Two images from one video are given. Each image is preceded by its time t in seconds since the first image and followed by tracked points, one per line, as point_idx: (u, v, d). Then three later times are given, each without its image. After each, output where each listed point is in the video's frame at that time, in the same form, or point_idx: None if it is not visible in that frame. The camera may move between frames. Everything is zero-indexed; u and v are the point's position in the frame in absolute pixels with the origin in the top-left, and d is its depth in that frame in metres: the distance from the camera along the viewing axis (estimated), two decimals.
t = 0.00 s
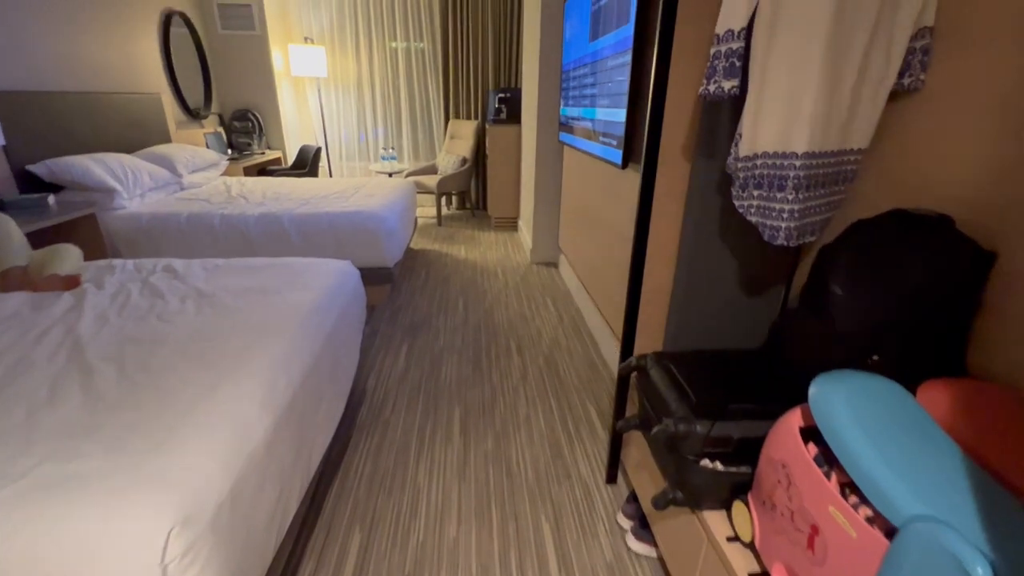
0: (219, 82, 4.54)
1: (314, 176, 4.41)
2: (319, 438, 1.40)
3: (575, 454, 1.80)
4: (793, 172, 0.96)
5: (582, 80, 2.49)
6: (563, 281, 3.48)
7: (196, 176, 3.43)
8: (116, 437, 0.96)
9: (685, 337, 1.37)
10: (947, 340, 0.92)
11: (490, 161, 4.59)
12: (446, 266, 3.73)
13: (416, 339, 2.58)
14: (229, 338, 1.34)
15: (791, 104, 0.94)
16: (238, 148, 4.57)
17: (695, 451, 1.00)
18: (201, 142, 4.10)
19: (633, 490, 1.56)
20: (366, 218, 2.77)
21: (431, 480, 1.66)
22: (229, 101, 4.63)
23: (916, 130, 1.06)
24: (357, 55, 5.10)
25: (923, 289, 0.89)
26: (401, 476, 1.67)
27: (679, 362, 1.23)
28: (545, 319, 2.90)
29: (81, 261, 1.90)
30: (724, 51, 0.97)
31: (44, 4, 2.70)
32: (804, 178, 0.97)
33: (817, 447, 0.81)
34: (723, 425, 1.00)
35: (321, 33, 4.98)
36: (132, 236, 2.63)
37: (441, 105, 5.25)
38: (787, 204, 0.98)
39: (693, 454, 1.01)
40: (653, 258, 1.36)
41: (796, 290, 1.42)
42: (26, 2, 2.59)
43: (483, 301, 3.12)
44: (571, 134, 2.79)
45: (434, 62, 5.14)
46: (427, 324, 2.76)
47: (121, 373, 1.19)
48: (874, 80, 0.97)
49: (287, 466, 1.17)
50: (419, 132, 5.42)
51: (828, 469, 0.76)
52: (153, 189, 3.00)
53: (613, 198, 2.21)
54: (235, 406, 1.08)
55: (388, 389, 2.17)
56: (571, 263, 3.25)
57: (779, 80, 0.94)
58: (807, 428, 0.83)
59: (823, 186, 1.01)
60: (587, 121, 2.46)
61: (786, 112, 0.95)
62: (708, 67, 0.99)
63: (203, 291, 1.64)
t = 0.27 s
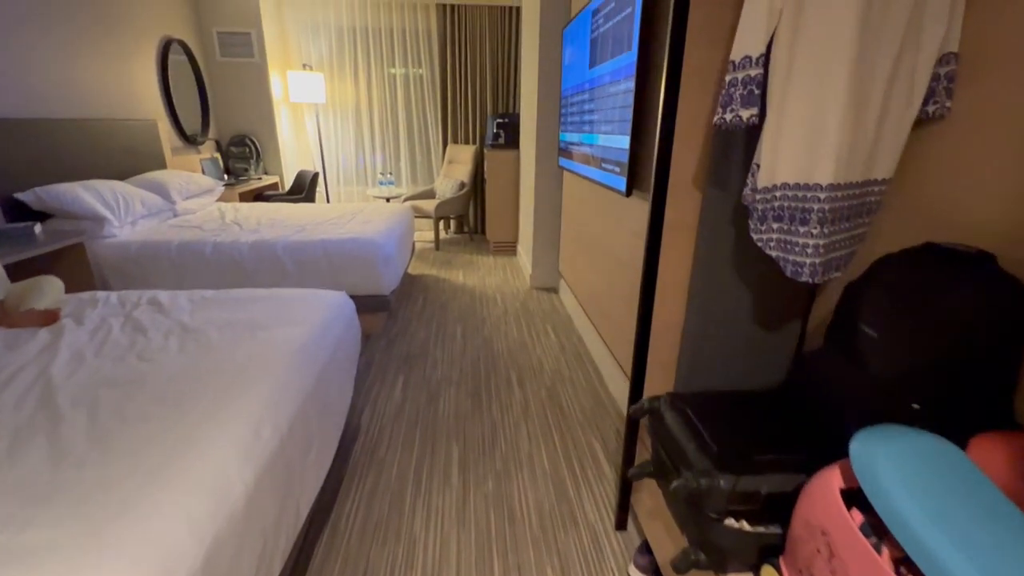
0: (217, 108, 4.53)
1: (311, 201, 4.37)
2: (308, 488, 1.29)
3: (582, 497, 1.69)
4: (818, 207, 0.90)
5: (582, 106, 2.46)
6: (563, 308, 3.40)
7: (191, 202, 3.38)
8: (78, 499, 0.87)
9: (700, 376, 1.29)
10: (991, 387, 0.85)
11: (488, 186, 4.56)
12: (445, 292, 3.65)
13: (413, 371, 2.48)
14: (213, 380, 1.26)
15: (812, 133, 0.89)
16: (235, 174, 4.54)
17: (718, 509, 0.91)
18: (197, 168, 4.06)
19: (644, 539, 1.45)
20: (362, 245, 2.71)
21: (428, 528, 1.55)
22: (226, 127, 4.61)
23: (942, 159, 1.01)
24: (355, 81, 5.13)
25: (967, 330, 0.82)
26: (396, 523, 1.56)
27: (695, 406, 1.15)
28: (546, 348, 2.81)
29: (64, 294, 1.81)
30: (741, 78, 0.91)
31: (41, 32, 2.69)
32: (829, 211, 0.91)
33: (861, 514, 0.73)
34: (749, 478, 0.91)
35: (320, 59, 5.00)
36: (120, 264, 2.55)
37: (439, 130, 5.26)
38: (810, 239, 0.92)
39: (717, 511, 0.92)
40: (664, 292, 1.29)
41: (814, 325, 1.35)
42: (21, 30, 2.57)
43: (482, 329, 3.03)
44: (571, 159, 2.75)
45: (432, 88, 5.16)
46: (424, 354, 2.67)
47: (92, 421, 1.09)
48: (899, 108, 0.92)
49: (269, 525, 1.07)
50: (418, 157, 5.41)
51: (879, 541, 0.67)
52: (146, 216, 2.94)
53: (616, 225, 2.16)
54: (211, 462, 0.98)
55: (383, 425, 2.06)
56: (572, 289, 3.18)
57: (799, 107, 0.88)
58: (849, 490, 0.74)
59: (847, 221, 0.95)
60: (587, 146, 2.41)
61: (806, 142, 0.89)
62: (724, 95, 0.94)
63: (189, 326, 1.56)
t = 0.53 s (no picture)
0: (219, 133, 4.53)
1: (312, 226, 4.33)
2: (302, 544, 1.19)
3: (595, 545, 1.59)
4: (856, 246, 0.83)
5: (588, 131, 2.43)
6: (569, 334, 3.33)
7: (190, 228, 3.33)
8: None
9: (723, 420, 1.21)
10: None
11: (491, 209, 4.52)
12: (447, 318, 3.57)
13: (415, 403, 2.39)
14: (202, 426, 1.17)
15: (847, 168, 0.83)
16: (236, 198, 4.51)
17: None
18: (198, 193, 4.03)
19: None
20: (363, 272, 2.64)
21: None
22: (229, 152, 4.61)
23: (982, 193, 0.95)
24: (358, 105, 5.14)
25: None
26: None
27: (720, 458, 1.07)
28: (553, 378, 2.72)
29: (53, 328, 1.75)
30: (769, 110, 0.86)
31: (43, 60, 2.68)
32: (868, 252, 0.84)
33: None
34: (786, 547, 0.83)
35: (323, 84, 5.03)
36: (116, 294, 2.49)
37: (442, 154, 5.26)
38: (848, 280, 0.85)
39: None
40: (682, 330, 1.22)
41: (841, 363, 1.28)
42: (24, 59, 2.56)
43: (486, 357, 2.95)
44: (576, 184, 2.71)
45: (435, 112, 5.18)
46: (426, 385, 2.58)
47: (68, 476, 1.00)
48: (938, 139, 0.86)
49: None
50: (420, 180, 5.39)
51: None
52: (143, 243, 2.88)
53: (625, 252, 2.10)
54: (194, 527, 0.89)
55: (384, 464, 1.97)
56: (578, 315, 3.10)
57: (832, 141, 0.82)
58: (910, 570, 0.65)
59: (886, 260, 0.88)
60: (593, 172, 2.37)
61: (840, 178, 0.83)
62: (750, 127, 0.89)
63: (180, 364, 1.49)
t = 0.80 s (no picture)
0: (229, 154, 4.57)
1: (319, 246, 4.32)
2: None
3: None
4: (896, 282, 0.78)
5: (597, 152, 2.40)
6: (578, 356, 3.26)
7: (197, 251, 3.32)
8: None
9: (746, 458, 1.15)
10: None
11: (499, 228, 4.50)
12: (454, 339, 3.53)
13: (421, 430, 2.33)
14: (199, 466, 1.12)
15: (883, 199, 0.78)
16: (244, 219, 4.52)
17: None
18: (207, 214, 4.05)
19: None
20: (369, 295, 2.60)
21: None
22: (238, 173, 4.64)
23: None
24: (366, 126, 5.18)
25: None
26: None
27: (748, 504, 1.00)
28: (562, 402, 2.65)
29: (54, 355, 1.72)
30: (800, 138, 0.82)
31: (56, 86, 2.71)
32: (908, 287, 0.78)
33: None
34: None
35: (332, 106, 5.07)
36: (121, 317, 2.46)
37: (449, 173, 5.27)
38: (887, 318, 0.79)
39: None
40: (703, 363, 1.16)
41: (872, 398, 1.21)
42: (37, 84, 2.59)
43: (494, 380, 2.89)
44: (585, 205, 2.68)
45: (442, 132, 5.21)
46: (433, 410, 2.52)
47: (57, 522, 0.95)
48: (978, 167, 0.81)
49: None
50: (428, 199, 5.40)
51: None
52: (151, 265, 2.87)
53: (637, 276, 2.05)
54: None
55: (389, 495, 1.90)
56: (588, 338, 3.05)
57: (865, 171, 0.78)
58: None
59: (926, 294, 0.83)
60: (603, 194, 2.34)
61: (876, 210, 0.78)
62: (778, 156, 0.84)
63: (181, 394, 1.44)
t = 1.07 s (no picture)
0: (245, 169, 4.64)
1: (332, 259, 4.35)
2: None
3: None
4: (928, 308, 0.74)
5: (609, 167, 2.38)
6: (591, 372, 3.21)
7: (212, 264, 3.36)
8: None
9: (767, 486, 1.10)
10: None
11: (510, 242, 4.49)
12: (465, 353, 3.51)
13: (431, 448, 2.30)
14: (207, 487, 1.11)
15: (912, 220, 0.75)
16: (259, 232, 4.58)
17: None
18: (222, 228, 4.10)
19: None
20: (380, 310, 2.60)
21: None
22: (253, 187, 4.71)
23: None
24: (380, 140, 5.24)
25: None
26: None
27: (771, 535, 0.96)
28: (575, 420, 2.61)
29: (70, 369, 1.73)
30: (822, 158, 0.81)
31: (79, 104, 2.79)
32: (940, 312, 0.75)
33: None
34: None
35: (346, 121, 5.14)
36: (136, 331, 2.48)
37: (461, 186, 5.29)
38: (918, 344, 0.76)
39: None
40: (720, 386, 1.13)
41: (899, 424, 1.16)
42: (61, 103, 2.66)
43: (505, 396, 2.85)
44: (597, 220, 2.66)
45: (454, 146, 5.25)
46: (444, 427, 2.49)
47: (63, 545, 0.94)
48: (1012, 189, 0.78)
49: None
50: (440, 213, 5.43)
51: None
52: (167, 279, 2.91)
53: (651, 292, 2.02)
54: None
55: (398, 514, 1.87)
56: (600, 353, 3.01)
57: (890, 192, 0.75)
58: None
59: (958, 319, 0.79)
60: (615, 209, 2.32)
61: (904, 232, 0.75)
62: (800, 176, 0.84)
63: (191, 412, 1.44)
